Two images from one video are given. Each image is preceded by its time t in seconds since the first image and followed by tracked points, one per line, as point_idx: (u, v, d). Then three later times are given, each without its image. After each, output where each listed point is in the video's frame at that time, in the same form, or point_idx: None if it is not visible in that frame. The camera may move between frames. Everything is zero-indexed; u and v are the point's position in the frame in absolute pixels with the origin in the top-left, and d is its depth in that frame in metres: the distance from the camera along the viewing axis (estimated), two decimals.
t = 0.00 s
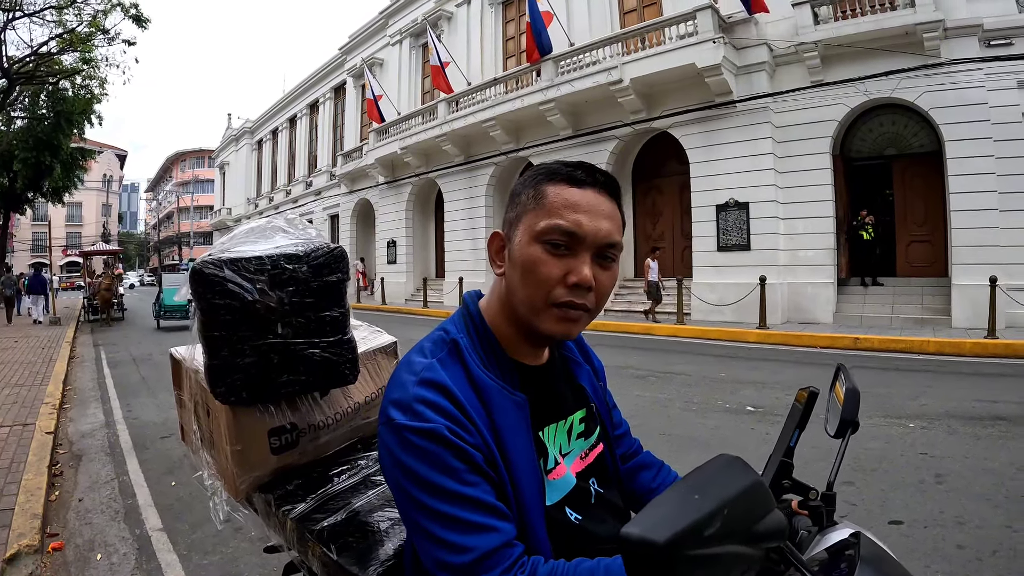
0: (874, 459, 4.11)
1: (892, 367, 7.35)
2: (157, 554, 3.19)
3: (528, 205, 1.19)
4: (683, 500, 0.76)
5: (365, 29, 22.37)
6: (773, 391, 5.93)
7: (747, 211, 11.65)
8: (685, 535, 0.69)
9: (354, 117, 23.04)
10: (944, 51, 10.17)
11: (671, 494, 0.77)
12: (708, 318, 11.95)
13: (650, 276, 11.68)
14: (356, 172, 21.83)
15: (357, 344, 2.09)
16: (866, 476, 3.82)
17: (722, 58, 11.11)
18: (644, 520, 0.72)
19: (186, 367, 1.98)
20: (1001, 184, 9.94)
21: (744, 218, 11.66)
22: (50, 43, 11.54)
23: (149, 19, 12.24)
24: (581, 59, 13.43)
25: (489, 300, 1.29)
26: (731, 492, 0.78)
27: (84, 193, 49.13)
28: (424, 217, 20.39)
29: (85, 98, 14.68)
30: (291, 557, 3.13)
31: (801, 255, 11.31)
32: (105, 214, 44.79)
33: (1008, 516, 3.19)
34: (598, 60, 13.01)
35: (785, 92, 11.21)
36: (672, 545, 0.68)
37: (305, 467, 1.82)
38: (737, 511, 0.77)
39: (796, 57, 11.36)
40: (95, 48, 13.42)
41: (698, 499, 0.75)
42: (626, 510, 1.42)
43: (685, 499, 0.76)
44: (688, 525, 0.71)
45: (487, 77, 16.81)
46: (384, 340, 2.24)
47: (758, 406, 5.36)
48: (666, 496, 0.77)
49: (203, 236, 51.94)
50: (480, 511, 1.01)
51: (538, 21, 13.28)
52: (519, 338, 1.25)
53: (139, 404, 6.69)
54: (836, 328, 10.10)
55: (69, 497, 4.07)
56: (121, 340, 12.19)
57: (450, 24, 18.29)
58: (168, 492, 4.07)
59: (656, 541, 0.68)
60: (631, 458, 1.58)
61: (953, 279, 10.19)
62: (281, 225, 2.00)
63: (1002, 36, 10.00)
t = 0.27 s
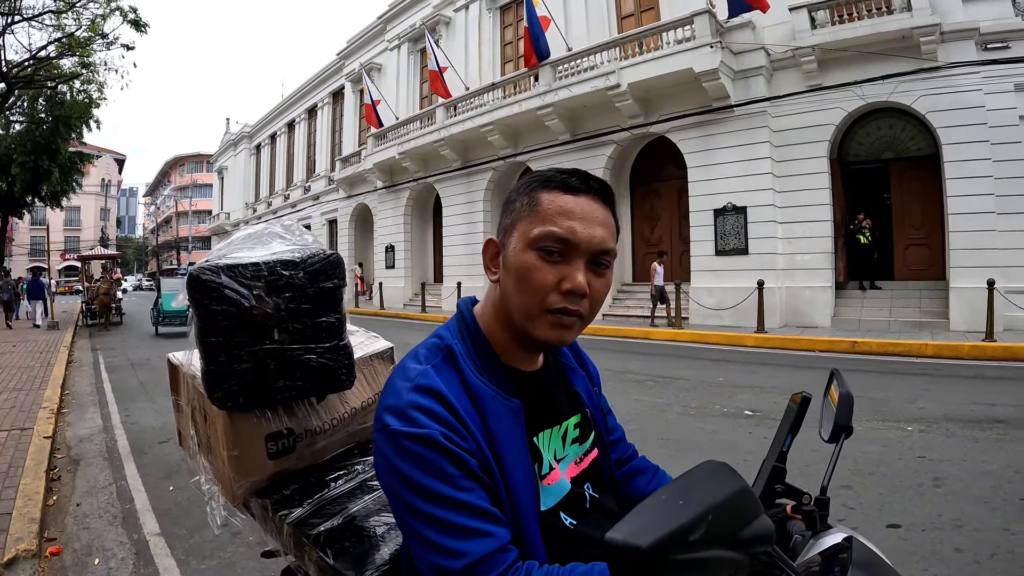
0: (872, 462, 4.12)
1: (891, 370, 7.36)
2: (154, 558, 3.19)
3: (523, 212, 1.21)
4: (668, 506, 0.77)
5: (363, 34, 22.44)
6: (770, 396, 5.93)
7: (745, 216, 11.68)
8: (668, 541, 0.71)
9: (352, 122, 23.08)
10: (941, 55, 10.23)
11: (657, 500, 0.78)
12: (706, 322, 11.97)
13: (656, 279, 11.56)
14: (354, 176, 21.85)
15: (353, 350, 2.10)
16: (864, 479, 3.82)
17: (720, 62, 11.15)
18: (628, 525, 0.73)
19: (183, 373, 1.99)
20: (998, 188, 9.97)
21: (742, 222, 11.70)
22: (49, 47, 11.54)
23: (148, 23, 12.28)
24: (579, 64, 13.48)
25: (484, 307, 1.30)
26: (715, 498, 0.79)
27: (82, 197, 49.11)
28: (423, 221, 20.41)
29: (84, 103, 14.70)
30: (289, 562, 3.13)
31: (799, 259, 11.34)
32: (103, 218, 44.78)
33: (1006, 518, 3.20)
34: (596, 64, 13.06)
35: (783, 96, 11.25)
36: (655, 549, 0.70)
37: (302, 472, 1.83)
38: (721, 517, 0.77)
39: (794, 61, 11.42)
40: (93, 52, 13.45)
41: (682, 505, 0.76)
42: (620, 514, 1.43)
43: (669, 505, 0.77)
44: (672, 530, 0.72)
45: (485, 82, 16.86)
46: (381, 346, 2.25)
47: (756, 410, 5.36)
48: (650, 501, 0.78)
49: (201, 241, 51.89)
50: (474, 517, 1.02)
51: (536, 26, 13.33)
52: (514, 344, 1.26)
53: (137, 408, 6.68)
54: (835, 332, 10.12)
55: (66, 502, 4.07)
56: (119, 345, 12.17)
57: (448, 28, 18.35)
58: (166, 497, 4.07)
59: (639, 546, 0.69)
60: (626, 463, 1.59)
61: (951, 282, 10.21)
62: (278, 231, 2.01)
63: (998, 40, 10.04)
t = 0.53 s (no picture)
0: (872, 465, 4.13)
1: (890, 373, 7.37)
2: (154, 560, 3.20)
3: (520, 218, 1.22)
4: (657, 512, 0.78)
5: (364, 36, 22.49)
6: (770, 398, 5.94)
7: (745, 218, 11.69)
8: (656, 546, 0.73)
9: (353, 124, 23.11)
10: (941, 57, 10.25)
11: (647, 507, 0.80)
12: (706, 324, 11.98)
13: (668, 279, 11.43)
14: (354, 179, 21.88)
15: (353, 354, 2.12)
16: (863, 482, 3.83)
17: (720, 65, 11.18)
18: (616, 531, 0.75)
19: (184, 376, 2.00)
20: (998, 190, 9.98)
21: (742, 225, 11.71)
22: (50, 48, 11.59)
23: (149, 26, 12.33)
24: (579, 67, 13.51)
25: (481, 311, 1.31)
26: (705, 503, 0.80)
27: (83, 199, 49.16)
28: (423, 223, 20.44)
29: (85, 105, 14.74)
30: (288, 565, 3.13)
31: (799, 262, 11.35)
32: (104, 219, 44.84)
33: (1006, 521, 3.20)
34: (596, 67, 13.09)
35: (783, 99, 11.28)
36: (643, 555, 0.71)
37: (302, 475, 1.84)
38: (711, 522, 0.79)
39: (794, 64, 11.44)
40: (94, 54, 13.50)
41: (671, 510, 0.78)
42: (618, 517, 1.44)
43: (657, 511, 0.78)
44: (659, 536, 0.73)
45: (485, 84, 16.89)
46: (380, 350, 2.26)
47: (756, 413, 5.37)
48: (639, 507, 0.80)
49: (202, 243, 51.91)
50: (471, 520, 1.03)
51: (536, 28, 13.36)
52: (511, 349, 1.27)
53: (137, 411, 6.69)
54: (835, 334, 10.12)
55: (66, 504, 4.08)
56: (119, 347, 12.18)
57: (448, 31, 18.39)
58: (167, 499, 4.08)
59: (626, 551, 0.71)
60: (624, 467, 1.60)
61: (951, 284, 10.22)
62: (278, 236, 2.02)
63: (998, 42, 10.05)
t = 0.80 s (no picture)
0: (871, 468, 4.13)
1: (890, 375, 7.37)
2: (155, 563, 3.20)
3: (519, 226, 1.23)
4: (651, 520, 0.79)
5: (364, 40, 22.56)
6: (770, 401, 5.94)
7: (745, 221, 11.70)
8: (649, 554, 0.74)
9: (353, 127, 23.17)
10: (941, 60, 10.27)
11: (640, 516, 0.81)
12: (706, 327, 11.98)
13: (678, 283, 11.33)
14: (355, 182, 21.91)
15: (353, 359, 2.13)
16: (863, 485, 3.83)
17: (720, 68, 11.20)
18: (610, 540, 0.76)
19: (185, 381, 2.01)
20: (998, 193, 9.99)
21: (742, 228, 11.72)
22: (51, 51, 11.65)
23: (150, 28, 12.39)
24: (579, 70, 13.55)
25: (481, 318, 1.32)
26: (698, 513, 0.81)
27: (84, 201, 49.26)
28: (424, 226, 20.47)
29: (86, 107, 14.79)
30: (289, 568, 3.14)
31: (799, 264, 11.35)
32: (105, 221, 44.92)
33: (1005, 524, 3.20)
34: (597, 70, 13.12)
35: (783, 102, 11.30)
36: (636, 563, 0.72)
37: (302, 479, 1.85)
38: (705, 529, 0.80)
39: (794, 67, 11.47)
40: (95, 57, 13.56)
41: (664, 520, 0.79)
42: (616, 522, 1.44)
43: (651, 521, 0.79)
44: (653, 545, 0.74)
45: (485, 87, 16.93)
46: (380, 355, 2.28)
47: (756, 416, 5.37)
48: (633, 517, 0.81)
49: (202, 245, 51.99)
50: (470, 525, 1.03)
51: (536, 32, 13.40)
52: (510, 355, 1.28)
53: (138, 413, 6.70)
54: (835, 337, 10.12)
55: (67, 506, 4.08)
56: (120, 350, 12.20)
57: (449, 34, 18.45)
58: (167, 502, 4.08)
59: (620, 560, 0.72)
60: (623, 472, 1.61)
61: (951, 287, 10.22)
62: (279, 241, 2.04)
63: (998, 44, 10.07)
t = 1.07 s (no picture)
0: (873, 471, 4.11)
1: (892, 378, 7.35)
2: (154, 565, 3.19)
3: (521, 228, 1.21)
4: (656, 534, 0.78)
5: (365, 42, 22.59)
6: (771, 404, 5.92)
7: (747, 223, 11.69)
8: (655, 568, 0.72)
9: (354, 129, 23.18)
10: (942, 61, 10.25)
11: (645, 529, 0.80)
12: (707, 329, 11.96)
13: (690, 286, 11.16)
14: (356, 184, 21.93)
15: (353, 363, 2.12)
16: (865, 488, 3.81)
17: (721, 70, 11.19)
18: (614, 553, 0.75)
19: (184, 384, 2.00)
20: (999, 194, 9.98)
21: (743, 230, 11.71)
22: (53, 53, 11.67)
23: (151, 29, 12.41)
24: (580, 72, 13.55)
25: (482, 322, 1.30)
26: (704, 524, 0.80)
27: (85, 203, 49.30)
28: (425, 229, 20.48)
29: (87, 109, 14.79)
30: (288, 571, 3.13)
31: (800, 266, 11.34)
32: (106, 223, 44.98)
33: (1008, 527, 3.19)
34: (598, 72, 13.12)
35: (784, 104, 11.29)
36: None
37: (301, 483, 1.83)
38: (711, 541, 0.79)
39: (795, 68, 11.47)
40: (96, 58, 13.56)
41: (669, 533, 0.78)
42: (618, 528, 1.43)
43: (655, 534, 0.78)
44: (657, 559, 0.73)
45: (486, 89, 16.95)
46: (380, 358, 2.26)
47: (757, 418, 5.35)
48: (637, 530, 0.79)
49: (203, 247, 52.01)
50: (471, 532, 1.02)
51: (537, 34, 13.40)
52: (511, 360, 1.27)
53: (138, 415, 6.69)
54: (836, 339, 10.10)
55: (67, 509, 4.07)
56: (120, 351, 12.19)
57: (450, 36, 18.47)
58: (167, 504, 4.07)
59: (625, 575, 0.70)
60: (624, 476, 1.59)
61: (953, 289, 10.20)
62: (278, 244, 2.03)
63: (998, 46, 10.07)
